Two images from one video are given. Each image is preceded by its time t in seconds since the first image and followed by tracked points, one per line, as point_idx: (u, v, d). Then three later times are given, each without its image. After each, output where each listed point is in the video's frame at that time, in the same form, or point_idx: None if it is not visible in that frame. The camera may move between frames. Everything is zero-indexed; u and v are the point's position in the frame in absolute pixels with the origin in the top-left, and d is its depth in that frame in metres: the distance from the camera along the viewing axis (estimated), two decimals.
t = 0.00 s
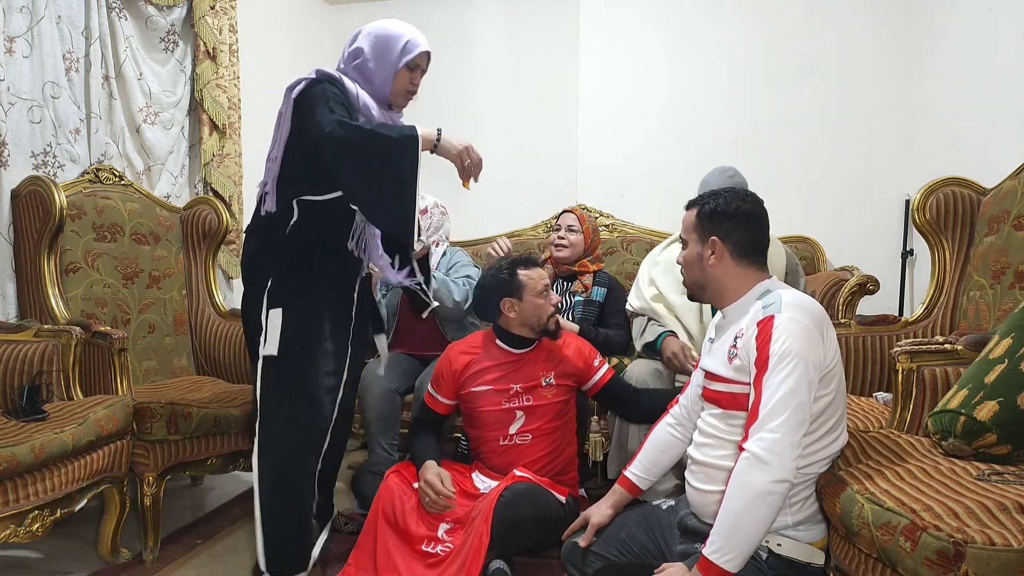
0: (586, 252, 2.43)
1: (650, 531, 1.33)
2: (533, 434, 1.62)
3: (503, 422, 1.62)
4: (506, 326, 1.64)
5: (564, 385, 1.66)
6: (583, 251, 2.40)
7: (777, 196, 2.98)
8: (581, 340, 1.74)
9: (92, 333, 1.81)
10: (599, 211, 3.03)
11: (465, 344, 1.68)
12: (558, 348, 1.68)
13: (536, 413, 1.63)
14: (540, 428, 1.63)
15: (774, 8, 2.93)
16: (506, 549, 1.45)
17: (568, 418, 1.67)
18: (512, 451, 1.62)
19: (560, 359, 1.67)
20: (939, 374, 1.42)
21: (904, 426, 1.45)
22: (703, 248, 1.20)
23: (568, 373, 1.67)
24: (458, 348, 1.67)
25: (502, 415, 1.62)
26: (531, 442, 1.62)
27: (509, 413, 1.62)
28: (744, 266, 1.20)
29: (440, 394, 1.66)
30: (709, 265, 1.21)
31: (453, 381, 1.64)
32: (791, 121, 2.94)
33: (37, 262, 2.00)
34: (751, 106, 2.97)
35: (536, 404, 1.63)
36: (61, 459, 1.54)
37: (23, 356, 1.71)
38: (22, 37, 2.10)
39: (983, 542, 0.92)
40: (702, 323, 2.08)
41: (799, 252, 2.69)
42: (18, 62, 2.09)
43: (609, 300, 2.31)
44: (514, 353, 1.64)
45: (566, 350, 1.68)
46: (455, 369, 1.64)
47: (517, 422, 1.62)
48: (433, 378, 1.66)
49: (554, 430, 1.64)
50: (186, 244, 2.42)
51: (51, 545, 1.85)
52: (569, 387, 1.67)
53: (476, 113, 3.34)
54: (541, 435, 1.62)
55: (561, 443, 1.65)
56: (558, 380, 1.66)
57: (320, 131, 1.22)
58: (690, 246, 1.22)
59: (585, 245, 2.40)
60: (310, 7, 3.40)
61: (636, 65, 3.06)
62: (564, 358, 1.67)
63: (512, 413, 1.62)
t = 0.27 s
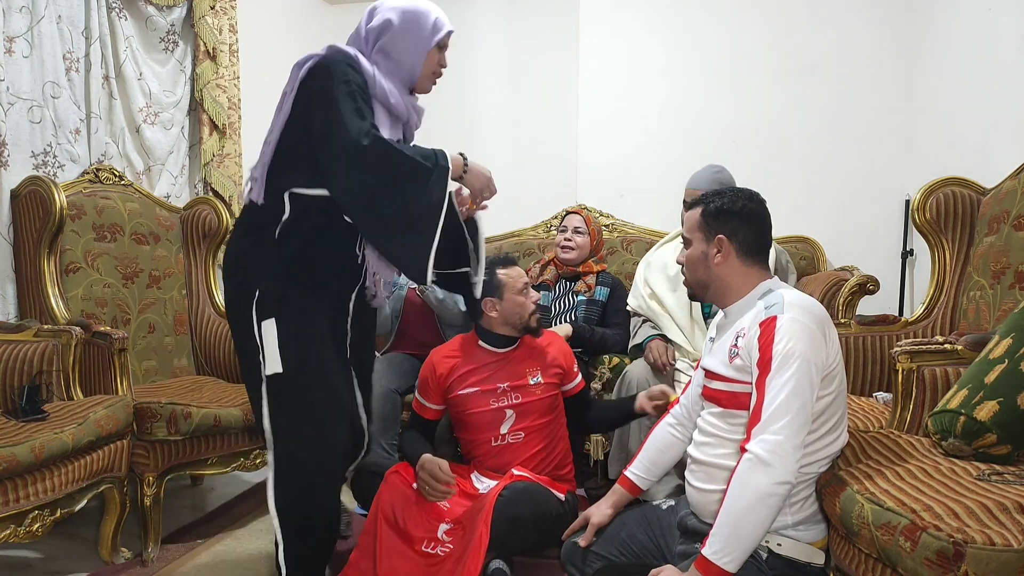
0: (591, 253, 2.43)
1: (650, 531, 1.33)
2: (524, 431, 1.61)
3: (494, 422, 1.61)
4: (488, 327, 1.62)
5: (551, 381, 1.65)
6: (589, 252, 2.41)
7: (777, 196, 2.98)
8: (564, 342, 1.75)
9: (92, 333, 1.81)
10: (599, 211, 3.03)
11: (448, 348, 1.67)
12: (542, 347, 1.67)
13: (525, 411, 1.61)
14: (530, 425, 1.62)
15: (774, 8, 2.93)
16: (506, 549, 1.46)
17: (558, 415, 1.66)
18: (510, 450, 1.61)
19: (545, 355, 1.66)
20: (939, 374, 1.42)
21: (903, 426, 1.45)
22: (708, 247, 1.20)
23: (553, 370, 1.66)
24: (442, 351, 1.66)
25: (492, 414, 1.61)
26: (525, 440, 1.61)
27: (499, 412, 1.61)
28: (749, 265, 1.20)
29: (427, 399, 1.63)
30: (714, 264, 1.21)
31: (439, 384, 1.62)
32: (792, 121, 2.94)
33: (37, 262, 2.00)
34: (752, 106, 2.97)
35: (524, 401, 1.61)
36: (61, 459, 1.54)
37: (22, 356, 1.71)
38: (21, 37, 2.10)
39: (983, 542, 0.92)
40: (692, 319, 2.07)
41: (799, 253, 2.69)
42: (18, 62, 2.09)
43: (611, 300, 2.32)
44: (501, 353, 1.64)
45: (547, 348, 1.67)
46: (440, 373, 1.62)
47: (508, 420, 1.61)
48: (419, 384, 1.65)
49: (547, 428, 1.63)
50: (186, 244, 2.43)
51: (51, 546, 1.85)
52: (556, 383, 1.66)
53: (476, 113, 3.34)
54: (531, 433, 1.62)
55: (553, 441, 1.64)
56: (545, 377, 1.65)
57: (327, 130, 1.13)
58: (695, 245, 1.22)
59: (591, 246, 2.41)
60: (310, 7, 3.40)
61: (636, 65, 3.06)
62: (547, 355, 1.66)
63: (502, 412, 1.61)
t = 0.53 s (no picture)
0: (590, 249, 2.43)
1: (650, 531, 1.33)
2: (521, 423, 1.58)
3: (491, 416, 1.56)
4: (479, 322, 1.57)
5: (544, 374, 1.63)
6: (588, 249, 2.41)
7: (777, 196, 2.98)
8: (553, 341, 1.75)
9: (91, 333, 1.81)
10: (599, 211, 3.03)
11: (448, 344, 1.61)
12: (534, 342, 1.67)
13: (521, 403, 1.58)
14: (527, 417, 1.59)
15: (774, 8, 2.93)
16: (505, 549, 1.47)
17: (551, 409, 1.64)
18: (509, 447, 1.59)
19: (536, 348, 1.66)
20: (939, 374, 1.42)
21: (903, 426, 1.45)
22: (708, 247, 1.20)
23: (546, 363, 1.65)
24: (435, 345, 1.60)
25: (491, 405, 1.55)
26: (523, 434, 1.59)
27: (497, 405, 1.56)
28: (749, 266, 1.20)
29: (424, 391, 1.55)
30: (715, 264, 1.21)
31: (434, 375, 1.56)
32: (791, 121, 2.94)
33: (37, 262, 2.00)
34: (752, 106, 2.97)
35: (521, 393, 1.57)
36: (60, 459, 1.54)
37: (22, 356, 1.70)
38: (21, 38, 2.10)
39: (983, 542, 0.91)
40: (691, 319, 2.07)
41: (800, 252, 2.69)
42: (18, 62, 2.09)
43: (609, 296, 2.34)
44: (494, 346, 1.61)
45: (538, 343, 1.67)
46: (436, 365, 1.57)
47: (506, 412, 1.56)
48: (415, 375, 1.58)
49: (544, 423, 1.63)
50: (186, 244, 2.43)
51: (50, 545, 1.85)
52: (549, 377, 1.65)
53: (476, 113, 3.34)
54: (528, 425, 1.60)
55: (550, 439, 1.64)
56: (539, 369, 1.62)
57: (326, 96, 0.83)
58: (695, 246, 1.22)
59: (591, 243, 2.42)
60: (310, 7, 3.40)
61: (636, 65, 3.06)
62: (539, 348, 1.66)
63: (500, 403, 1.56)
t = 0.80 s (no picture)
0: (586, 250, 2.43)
1: (650, 531, 1.33)
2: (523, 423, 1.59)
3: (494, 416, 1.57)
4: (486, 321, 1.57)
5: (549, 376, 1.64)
6: (585, 250, 2.41)
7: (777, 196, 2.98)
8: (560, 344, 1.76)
9: (92, 333, 1.81)
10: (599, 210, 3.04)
11: (455, 345, 1.63)
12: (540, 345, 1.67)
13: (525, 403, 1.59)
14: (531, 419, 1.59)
15: (774, 8, 2.93)
16: (506, 550, 1.47)
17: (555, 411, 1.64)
18: (509, 446, 1.59)
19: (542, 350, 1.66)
20: (939, 374, 1.42)
21: (904, 426, 1.45)
22: (708, 248, 1.21)
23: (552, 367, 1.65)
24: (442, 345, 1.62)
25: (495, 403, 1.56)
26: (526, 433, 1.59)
27: (500, 405, 1.57)
28: (749, 266, 1.20)
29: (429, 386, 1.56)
30: (716, 265, 1.21)
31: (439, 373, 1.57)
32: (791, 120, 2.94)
33: (37, 262, 2.00)
34: (752, 106, 2.97)
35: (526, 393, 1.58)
36: (60, 459, 1.54)
37: (22, 356, 1.70)
38: (21, 38, 2.10)
39: (984, 542, 0.91)
40: (692, 318, 2.06)
41: (800, 252, 2.69)
42: (17, 62, 2.09)
43: (609, 296, 2.33)
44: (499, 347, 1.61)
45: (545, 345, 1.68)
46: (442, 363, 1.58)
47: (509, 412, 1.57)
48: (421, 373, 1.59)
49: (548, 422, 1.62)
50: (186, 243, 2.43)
51: (50, 545, 1.85)
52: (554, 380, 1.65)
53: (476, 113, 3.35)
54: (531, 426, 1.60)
55: (551, 440, 1.64)
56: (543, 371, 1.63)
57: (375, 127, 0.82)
58: (696, 247, 1.23)
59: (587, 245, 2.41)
60: (310, 7, 3.40)
61: (636, 65, 3.06)
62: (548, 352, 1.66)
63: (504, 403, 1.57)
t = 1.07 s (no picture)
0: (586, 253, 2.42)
1: (650, 531, 1.33)
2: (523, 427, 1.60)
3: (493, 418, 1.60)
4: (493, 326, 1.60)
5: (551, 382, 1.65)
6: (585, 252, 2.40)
7: (777, 196, 2.98)
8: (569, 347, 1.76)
9: (91, 333, 1.81)
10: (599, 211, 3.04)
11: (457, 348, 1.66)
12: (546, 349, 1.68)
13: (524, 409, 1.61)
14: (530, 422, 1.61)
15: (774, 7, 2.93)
16: (506, 549, 1.46)
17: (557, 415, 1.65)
18: (509, 447, 1.60)
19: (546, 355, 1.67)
20: (939, 374, 1.41)
21: (904, 427, 1.45)
22: (709, 250, 1.21)
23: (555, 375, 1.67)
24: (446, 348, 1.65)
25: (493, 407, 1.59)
26: (526, 436, 1.60)
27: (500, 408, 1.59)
28: (750, 266, 1.20)
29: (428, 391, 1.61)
30: (717, 267, 1.21)
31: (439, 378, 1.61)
32: (791, 121, 2.94)
33: (37, 262, 2.00)
34: (751, 106, 2.97)
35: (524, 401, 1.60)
36: (60, 459, 1.54)
37: (22, 356, 1.71)
38: (20, 38, 2.10)
39: (984, 542, 0.91)
40: (693, 319, 2.06)
41: (800, 253, 2.69)
42: (17, 62, 2.09)
43: (609, 297, 2.34)
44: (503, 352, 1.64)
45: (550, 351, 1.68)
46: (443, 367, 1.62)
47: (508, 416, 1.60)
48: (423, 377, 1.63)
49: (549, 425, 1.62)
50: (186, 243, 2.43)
51: (51, 545, 1.85)
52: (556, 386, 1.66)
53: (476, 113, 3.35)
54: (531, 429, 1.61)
55: (552, 441, 1.64)
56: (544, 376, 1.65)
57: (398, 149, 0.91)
58: (696, 250, 1.23)
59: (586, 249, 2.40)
60: (310, 7, 3.40)
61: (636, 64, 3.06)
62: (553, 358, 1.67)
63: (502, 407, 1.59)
